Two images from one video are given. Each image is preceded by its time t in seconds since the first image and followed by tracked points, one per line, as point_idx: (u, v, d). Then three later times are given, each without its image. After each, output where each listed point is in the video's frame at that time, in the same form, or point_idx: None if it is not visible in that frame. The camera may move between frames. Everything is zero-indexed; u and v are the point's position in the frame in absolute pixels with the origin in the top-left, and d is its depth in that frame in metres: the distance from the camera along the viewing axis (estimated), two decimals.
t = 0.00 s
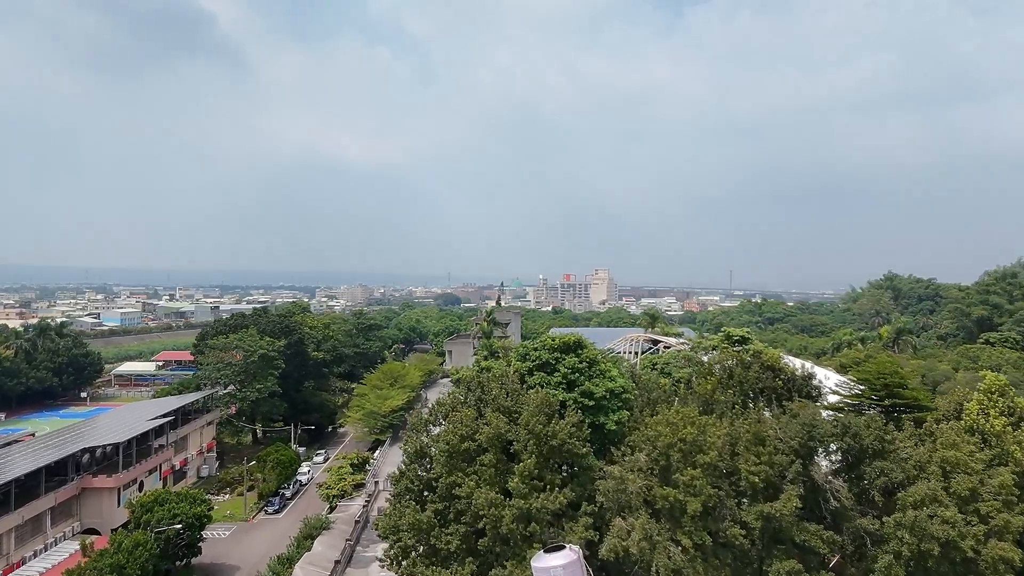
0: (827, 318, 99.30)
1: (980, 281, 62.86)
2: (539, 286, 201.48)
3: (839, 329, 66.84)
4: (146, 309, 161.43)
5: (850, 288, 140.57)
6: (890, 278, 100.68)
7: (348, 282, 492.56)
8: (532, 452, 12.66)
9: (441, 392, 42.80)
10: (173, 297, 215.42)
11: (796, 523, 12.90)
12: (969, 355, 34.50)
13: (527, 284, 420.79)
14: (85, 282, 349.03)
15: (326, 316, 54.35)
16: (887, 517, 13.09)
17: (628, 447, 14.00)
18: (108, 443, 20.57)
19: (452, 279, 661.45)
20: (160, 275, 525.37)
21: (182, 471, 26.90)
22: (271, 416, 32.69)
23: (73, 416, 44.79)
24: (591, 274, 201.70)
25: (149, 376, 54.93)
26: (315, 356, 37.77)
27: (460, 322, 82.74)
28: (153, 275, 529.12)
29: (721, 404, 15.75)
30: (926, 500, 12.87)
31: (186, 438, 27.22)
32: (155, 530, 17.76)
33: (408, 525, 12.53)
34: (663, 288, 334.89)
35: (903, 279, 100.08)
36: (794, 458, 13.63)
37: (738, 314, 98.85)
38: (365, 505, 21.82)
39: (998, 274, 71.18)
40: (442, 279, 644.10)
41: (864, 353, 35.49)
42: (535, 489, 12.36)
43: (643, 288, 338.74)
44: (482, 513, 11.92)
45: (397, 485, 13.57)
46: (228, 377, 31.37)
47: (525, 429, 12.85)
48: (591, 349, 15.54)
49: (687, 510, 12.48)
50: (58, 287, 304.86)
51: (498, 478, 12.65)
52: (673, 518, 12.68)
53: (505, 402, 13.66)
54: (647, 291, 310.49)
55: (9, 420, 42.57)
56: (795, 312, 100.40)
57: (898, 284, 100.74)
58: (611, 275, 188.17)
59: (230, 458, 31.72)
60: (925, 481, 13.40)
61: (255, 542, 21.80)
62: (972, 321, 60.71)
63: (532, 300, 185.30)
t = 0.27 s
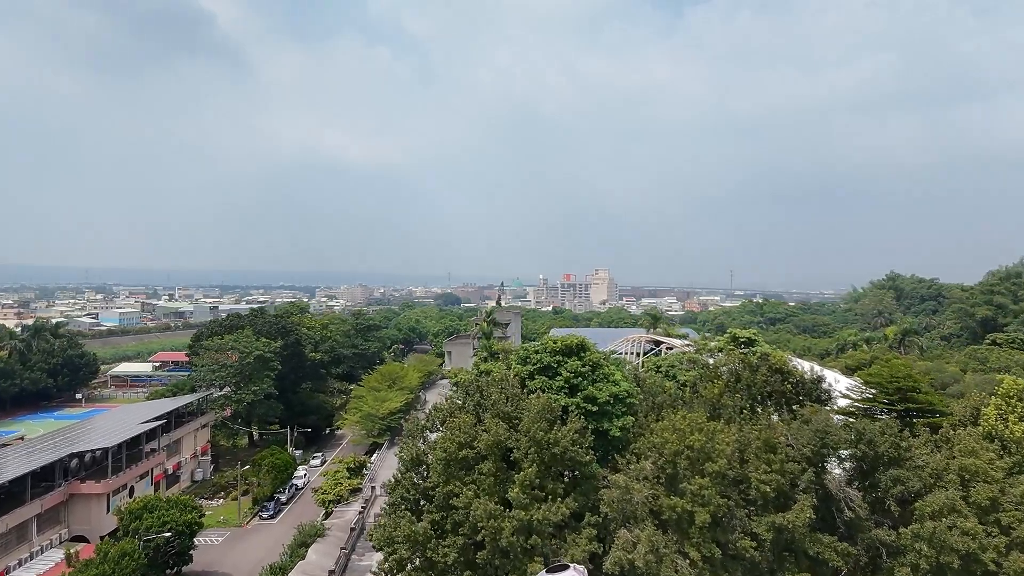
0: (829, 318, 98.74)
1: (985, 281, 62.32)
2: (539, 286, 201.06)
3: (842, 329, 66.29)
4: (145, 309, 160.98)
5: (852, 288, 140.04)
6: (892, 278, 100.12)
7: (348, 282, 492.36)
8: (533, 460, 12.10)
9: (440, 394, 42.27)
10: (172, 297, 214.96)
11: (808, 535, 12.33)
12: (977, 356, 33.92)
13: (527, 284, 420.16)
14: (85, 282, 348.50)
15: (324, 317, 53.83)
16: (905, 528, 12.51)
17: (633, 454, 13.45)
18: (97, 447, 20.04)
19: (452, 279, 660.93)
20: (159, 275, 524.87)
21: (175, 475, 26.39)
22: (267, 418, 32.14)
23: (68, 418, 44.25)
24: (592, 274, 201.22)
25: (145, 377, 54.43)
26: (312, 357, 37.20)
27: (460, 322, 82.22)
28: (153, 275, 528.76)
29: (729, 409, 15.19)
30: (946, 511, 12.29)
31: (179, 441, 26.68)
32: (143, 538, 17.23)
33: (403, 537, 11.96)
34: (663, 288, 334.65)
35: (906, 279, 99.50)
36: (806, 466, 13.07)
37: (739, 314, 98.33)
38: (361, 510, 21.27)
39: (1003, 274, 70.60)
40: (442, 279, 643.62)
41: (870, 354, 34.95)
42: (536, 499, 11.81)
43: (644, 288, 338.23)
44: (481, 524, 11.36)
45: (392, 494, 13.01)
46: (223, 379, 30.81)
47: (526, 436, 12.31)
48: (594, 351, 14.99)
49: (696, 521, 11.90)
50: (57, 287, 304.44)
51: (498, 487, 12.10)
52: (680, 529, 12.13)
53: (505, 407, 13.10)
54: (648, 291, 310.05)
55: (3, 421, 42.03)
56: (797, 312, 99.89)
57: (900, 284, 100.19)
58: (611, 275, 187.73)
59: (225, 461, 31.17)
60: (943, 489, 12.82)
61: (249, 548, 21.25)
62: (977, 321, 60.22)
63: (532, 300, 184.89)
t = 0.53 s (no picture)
0: (832, 318, 98.14)
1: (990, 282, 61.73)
2: (539, 286, 200.56)
3: (846, 330, 65.68)
4: (143, 308, 160.47)
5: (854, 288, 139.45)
6: (895, 278, 99.51)
7: (349, 282, 492.03)
8: (535, 470, 11.52)
9: (440, 395, 41.71)
10: (171, 297, 214.32)
11: (823, 548, 11.75)
12: (986, 358, 33.32)
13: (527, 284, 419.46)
14: (84, 282, 347.90)
15: (323, 318, 53.30)
16: (924, 541, 11.92)
17: (639, 462, 12.88)
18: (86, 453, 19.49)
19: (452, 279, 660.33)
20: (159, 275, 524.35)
21: (169, 479, 25.84)
22: (263, 421, 31.57)
23: (63, 419, 43.73)
24: (592, 274, 200.71)
25: (142, 378, 53.92)
26: (310, 359, 36.64)
27: (460, 322, 81.67)
28: (153, 275, 528.42)
29: (739, 415, 14.62)
30: (968, 523, 11.69)
31: (173, 445, 26.14)
32: (132, 547, 16.68)
33: (399, 550, 11.39)
34: (664, 288, 334.12)
35: (909, 279, 98.90)
36: (821, 475, 12.50)
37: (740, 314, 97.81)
38: (357, 517, 20.72)
39: (1007, 274, 70.00)
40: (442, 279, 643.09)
41: (876, 355, 34.36)
42: (538, 511, 11.25)
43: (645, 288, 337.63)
44: (480, 538, 10.79)
45: (388, 504, 12.45)
46: (218, 381, 30.26)
47: (527, 444, 11.74)
48: (598, 355, 14.41)
49: (705, 533, 11.32)
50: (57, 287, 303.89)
51: (498, 498, 11.54)
52: (689, 542, 11.56)
53: (506, 414, 12.53)
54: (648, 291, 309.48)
55: None
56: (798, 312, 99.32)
57: (903, 284, 99.59)
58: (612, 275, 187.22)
59: (220, 465, 30.59)
60: (965, 500, 12.22)
61: (242, 555, 20.69)
62: (981, 321, 59.64)
63: (532, 300, 184.39)
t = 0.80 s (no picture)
0: (834, 319, 97.59)
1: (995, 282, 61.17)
2: (540, 286, 200.07)
3: (849, 331, 65.10)
4: (142, 308, 159.96)
5: (856, 288, 138.78)
6: (897, 278, 98.94)
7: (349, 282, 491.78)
8: (537, 481, 10.94)
9: (439, 397, 41.16)
10: (170, 296, 213.63)
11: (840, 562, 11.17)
12: (995, 359, 32.74)
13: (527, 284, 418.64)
14: (83, 282, 347.32)
15: (322, 318, 52.77)
16: (947, 554, 11.33)
17: (646, 472, 12.30)
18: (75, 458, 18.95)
19: (452, 279, 659.57)
20: (159, 275, 523.84)
21: (162, 484, 25.35)
22: (260, 424, 31.01)
23: (58, 421, 43.18)
24: (593, 274, 200.23)
25: (139, 379, 53.39)
26: (307, 360, 36.08)
27: (461, 322, 81.13)
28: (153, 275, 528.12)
29: (749, 422, 14.05)
30: (993, 536, 11.12)
31: (165, 449, 25.61)
32: (120, 557, 16.13)
33: (394, 565, 10.81)
34: (664, 288, 333.54)
35: (911, 279, 98.33)
36: (837, 485, 11.93)
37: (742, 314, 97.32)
38: (354, 524, 20.15)
39: (1012, 274, 69.41)
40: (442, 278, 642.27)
41: (883, 357, 33.75)
42: (541, 524, 10.64)
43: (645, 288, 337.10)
44: (480, 553, 10.21)
45: (383, 516, 11.86)
46: (214, 383, 29.70)
47: (530, 454, 11.17)
48: (603, 359, 13.84)
49: (717, 547, 10.73)
50: (56, 287, 303.44)
51: (499, 510, 10.96)
52: (700, 556, 10.96)
53: (507, 421, 11.94)
54: (649, 291, 309.04)
55: None
56: (800, 312, 98.66)
57: (906, 284, 99.04)
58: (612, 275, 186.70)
59: (216, 469, 30.02)
60: (988, 511, 11.64)
61: (236, 563, 20.09)
62: (986, 322, 58.96)
63: (533, 301, 183.89)
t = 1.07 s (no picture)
0: (836, 319, 97.02)
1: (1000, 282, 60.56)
2: (540, 286, 199.58)
3: (852, 332, 64.53)
4: (142, 308, 159.48)
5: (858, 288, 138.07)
6: (900, 278, 98.34)
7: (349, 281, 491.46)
8: (541, 492, 10.36)
9: (439, 399, 40.61)
10: (170, 297, 213.07)
11: None
12: (1005, 361, 32.14)
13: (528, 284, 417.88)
14: (83, 282, 346.89)
15: (321, 319, 52.23)
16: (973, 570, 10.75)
17: (655, 482, 11.71)
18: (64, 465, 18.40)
19: (452, 279, 658.85)
20: (159, 275, 523.47)
21: (155, 489, 24.82)
22: (256, 427, 30.46)
23: (53, 423, 42.62)
24: (593, 274, 199.68)
25: (136, 380, 52.83)
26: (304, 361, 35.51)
27: (461, 323, 80.57)
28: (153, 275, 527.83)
29: (761, 428, 13.48)
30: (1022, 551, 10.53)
31: (158, 453, 25.07)
32: (108, 568, 15.57)
33: None
34: (665, 288, 332.98)
35: (914, 279, 97.73)
36: (856, 496, 11.36)
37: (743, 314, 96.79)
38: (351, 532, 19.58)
39: (1017, 274, 68.78)
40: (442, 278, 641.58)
41: (891, 358, 33.15)
42: (546, 539, 10.06)
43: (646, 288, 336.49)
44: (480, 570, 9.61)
45: (379, 528, 11.28)
46: (209, 386, 29.14)
47: (533, 463, 10.59)
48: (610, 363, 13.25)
49: (731, 563, 10.14)
50: (56, 287, 302.97)
51: (501, 523, 10.39)
52: (713, 572, 10.37)
53: (509, 429, 11.37)
54: (649, 291, 308.54)
55: None
56: (802, 312, 98.04)
57: (908, 284, 98.45)
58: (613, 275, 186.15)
59: (211, 473, 29.46)
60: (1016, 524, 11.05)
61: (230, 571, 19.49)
62: (991, 322, 58.33)
63: (533, 301, 183.43)
